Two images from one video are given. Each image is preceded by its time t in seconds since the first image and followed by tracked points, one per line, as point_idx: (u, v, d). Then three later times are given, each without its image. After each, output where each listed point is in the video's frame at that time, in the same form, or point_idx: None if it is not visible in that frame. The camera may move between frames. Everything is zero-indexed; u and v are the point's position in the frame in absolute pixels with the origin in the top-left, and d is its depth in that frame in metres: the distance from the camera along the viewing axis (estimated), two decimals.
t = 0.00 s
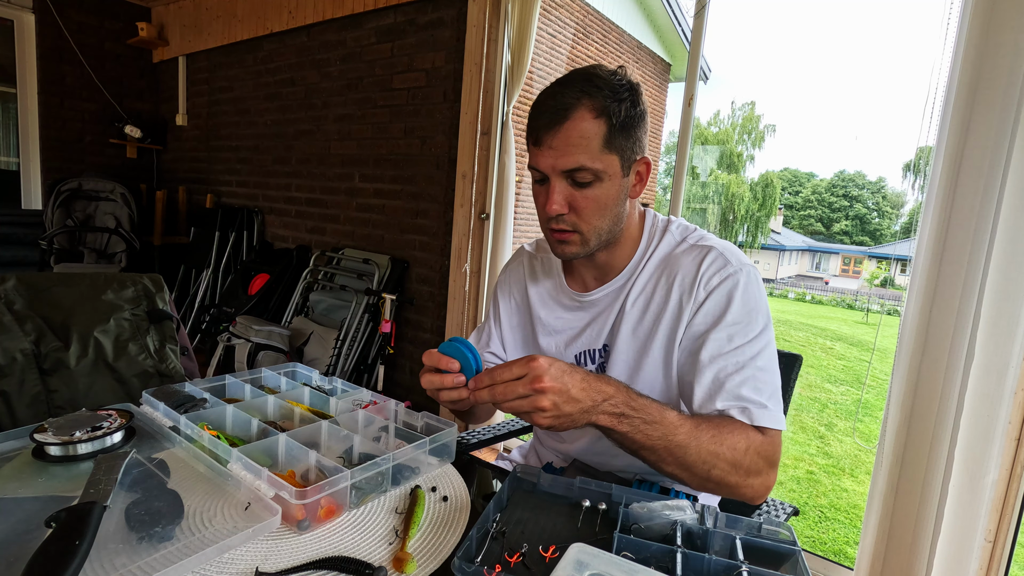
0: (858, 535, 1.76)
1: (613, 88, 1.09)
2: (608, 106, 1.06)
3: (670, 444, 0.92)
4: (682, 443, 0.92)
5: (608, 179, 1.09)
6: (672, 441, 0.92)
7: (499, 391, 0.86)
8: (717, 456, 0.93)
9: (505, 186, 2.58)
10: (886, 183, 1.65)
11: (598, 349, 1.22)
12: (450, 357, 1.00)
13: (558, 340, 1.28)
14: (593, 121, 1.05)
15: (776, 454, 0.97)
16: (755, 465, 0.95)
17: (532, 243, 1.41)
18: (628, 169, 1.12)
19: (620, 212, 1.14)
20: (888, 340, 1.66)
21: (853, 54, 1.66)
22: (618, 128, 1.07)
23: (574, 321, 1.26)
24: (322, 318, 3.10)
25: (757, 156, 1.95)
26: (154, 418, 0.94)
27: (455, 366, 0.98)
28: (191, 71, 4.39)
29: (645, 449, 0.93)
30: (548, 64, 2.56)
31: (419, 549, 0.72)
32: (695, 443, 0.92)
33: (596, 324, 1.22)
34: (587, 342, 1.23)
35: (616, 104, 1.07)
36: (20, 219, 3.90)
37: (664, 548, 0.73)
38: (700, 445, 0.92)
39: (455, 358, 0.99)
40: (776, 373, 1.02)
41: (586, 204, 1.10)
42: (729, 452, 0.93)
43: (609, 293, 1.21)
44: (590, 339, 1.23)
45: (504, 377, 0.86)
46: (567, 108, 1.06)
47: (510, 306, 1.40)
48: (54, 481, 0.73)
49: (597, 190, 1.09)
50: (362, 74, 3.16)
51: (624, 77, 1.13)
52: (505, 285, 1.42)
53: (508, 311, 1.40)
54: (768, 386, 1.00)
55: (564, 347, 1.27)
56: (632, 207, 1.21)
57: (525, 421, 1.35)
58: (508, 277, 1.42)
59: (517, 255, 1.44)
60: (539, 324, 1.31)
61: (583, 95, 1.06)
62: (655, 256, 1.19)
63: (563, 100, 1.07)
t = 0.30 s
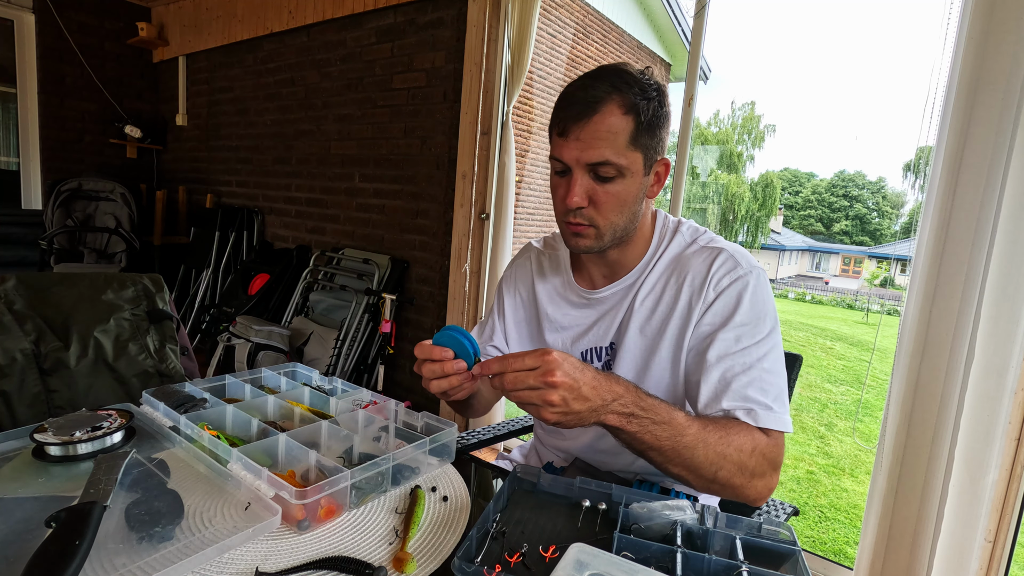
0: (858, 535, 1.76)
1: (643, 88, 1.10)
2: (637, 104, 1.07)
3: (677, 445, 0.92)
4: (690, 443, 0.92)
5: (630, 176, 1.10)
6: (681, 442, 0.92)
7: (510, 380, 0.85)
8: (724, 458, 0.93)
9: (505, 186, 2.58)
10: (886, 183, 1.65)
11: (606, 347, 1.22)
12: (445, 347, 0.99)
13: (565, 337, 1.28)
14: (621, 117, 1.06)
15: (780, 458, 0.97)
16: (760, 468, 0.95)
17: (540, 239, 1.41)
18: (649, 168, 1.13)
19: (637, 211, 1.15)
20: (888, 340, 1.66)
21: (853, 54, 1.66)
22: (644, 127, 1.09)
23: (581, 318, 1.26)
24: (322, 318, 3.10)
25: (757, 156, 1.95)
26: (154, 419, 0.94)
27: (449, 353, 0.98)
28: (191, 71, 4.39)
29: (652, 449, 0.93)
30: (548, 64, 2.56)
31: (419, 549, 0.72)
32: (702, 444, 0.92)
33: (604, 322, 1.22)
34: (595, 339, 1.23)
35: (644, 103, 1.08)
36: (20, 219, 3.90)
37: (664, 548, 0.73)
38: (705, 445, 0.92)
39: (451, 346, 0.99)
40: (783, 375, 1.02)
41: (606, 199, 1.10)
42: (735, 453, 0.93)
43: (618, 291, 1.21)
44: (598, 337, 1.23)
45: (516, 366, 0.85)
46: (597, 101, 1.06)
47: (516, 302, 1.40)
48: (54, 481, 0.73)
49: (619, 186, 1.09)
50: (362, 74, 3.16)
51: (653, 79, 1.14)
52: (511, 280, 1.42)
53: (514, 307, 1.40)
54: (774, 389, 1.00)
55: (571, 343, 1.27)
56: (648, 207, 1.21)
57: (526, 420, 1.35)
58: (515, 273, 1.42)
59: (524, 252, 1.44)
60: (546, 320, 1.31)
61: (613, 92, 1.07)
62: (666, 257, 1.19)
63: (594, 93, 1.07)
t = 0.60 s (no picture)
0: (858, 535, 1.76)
1: (668, 89, 1.11)
2: (661, 103, 1.08)
3: (664, 448, 0.92)
4: (680, 447, 0.91)
5: (649, 175, 1.10)
6: (670, 446, 0.91)
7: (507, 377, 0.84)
8: (713, 462, 0.92)
9: (504, 186, 2.58)
10: (886, 183, 1.65)
11: (609, 347, 1.22)
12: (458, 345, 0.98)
13: (570, 336, 1.28)
14: (645, 115, 1.06)
15: (770, 462, 0.97)
16: (749, 473, 0.95)
17: (547, 237, 1.41)
18: (668, 169, 1.13)
19: (652, 212, 1.15)
20: (887, 340, 1.66)
21: (853, 54, 1.66)
22: (667, 126, 1.09)
23: (585, 318, 1.26)
24: (322, 318, 3.11)
25: (757, 156, 1.95)
26: (154, 419, 0.94)
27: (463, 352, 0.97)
28: (191, 71, 4.39)
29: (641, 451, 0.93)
30: (548, 64, 2.56)
31: (419, 549, 0.73)
32: (691, 450, 0.92)
33: (609, 322, 1.22)
34: (598, 340, 1.23)
35: (668, 104, 1.09)
36: (20, 219, 3.90)
37: (664, 548, 0.72)
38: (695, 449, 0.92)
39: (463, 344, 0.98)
40: (781, 381, 1.02)
41: (624, 198, 1.10)
42: (725, 458, 0.93)
43: (625, 292, 1.21)
44: (601, 338, 1.23)
45: (517, 360, 0.84)
46: (622, 98, 1.07)
47: (520, 301, 1.40)
48: (53, 482, 0.73)
49: (637, 185, 1.10)
50: (362, 74, 3.16)
51: (678, 81, 1.15)
52: (517, 277, 1.41)
53: (519, 304, 1.40)
54: (772, 394, 1.00)
55: (574, 343, 1.27)
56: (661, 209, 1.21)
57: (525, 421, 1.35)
58: (520, 270, 1.41)
59: (530, 249, 1.43)
60: (551, 318, 1.30)
61: (636, 90, 1.07)
62: (674, 258, 1.19)
63: (618, 90, 1.07)
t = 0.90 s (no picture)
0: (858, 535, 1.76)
1: (677, 92, 1.11)
2: (669, 105, 1.08)
3: (664, 453, 0.92)
4: (677, 454, 0.91)
5: (655, 178, 1.10)
6: (667, 452, 0.91)
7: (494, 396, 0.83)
8: (710, 468, 0.92)
9: (504, 186, 2.58)
10: (886, 183, 1.65)
11: (612, 348, 1.22)
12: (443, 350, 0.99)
13: (572, 335, 1.27)
14: (654, 117, 1.06)
15: (768, 468, 0.97)
16: (747, 478, 0.95)
17: (553, 235, 1.41)
18: (675, 172, 1.13)
19: (657, 214, 1.15)
20: (888, 340, 1.67)
21: (853, 54, 1.65)
22: (675, 129, 1.09)
23: (589, 318, 1.26)
24: (322, 318, 3.10)
25: (757, 156, 1.95)
26: (154, 419, 0.94)
27: (450, 355, 0.98)
28: (191, 71, 4.39)
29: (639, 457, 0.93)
30: (548, 64, 2.55)
31: (419, 549, 0.73)
32: (690, 456, 0.92)
33: (612, 323, 1.22)
34: (600, 341, 1.23)
35: (676, 106, 1.09)
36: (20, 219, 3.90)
37: (665, 548, 0.72)
38: (694, 455, 0.92)
39: (451, 347, 0.99)
40: (783, 386, 1.02)
41: (629, 199, 1.10)
42: (724, 464, 0.93)
43: (628, 293, 1.21)
44: (604, 338, 1.23)
45: (504, 373, 0.85)
46: (631, 99, 1.07)
47: (524, 301, 1.40)
48: (54, 482, 0.73)
49: (643, 187, 1.10)
50: (362, 74, 3.16)
51: (687, 84, 1.15)
52: (521, 275, 1.41)
53: (522, 302, 1.40)
54: (773, 399, 1.00)
55: (576, 343, 1.27)
56: (666, 211, 1.21)
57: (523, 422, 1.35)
58: (525, 268, 1.41)
59: (535, 247, 1.43)
60: (554, 317, 1.30)
61: (645, 92, 1.07)
62: (679, 260, 1.19)
63: (627, 90, 1.07)
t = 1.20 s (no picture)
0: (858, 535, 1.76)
1: (681, 92, 1.11)
2: (673, 105, 1.08)
3: (674, 454, 0.91)
4: (688, 454, 0.91)
5: (658, 177, 1.10)
6: (679, 453, 0.91)
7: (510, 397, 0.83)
8: (722, 468, 0.92)
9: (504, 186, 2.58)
10: (886, 183, 1.64)
11: (613, 348, 1.22)
12: (436, 322, 1.02)
13: (573, 335, 1.27)
14: (657, 116, 1.06)
15: (777, 466, 0.97)
16: (758, 477, 0.95)
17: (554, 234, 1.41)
18: (677, 172, 1.13)
19: (659, 214, 1.15)
20: (888, 340, 1.67)
21: (853, 54, 1.65)
22: (679, 128, 1.09)
23: (590, 318, 1.26)
24: (322, 318, 3.10)
25: (757, 156, 1.94)
26: (154, 419, 0.94)
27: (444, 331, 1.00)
28: (191, 71, 4.39)
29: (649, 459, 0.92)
30: (548, 64, 2.55)
31: (419, 549, 0.73)
32: (701, 456, 0.91)
33: (612, 324, 1.22)
34: (602, 341, 1.23)
35: (679, 106, 1.09)
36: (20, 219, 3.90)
37: (664, 548, 0.72)
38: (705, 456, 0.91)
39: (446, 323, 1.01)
40: (786, 385, 1.02)
41: (632, 199, 1.10)
42: (735, 463, 0.93)
43: (630, 293, 1.21)
44: (605, 339, 1.23)
45: (516, 379, 0.84)
46: (635, 98, 1.06)
47: (524, 301, 1.40)
48: (54, 482, 0.73)
49: (646, 186, 1.10)
50: (362, 74, 3.16)
51: (691, 83, 1.15)
52: (520, 274, 1.41)
53: (522, 301, 1.40)
54: (778, 398, 1.00)
55: (577, 342, 1.27)
56: (668, 211, 1.21)
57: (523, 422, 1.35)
58: (524, 267, 1.41)
59: (535, 246, 1.43)
60: (554, 317, 1.30)
61: (648, 91, 1.07)
62: (680, 260, 1.19)
63: (631, 89, 1.07)
